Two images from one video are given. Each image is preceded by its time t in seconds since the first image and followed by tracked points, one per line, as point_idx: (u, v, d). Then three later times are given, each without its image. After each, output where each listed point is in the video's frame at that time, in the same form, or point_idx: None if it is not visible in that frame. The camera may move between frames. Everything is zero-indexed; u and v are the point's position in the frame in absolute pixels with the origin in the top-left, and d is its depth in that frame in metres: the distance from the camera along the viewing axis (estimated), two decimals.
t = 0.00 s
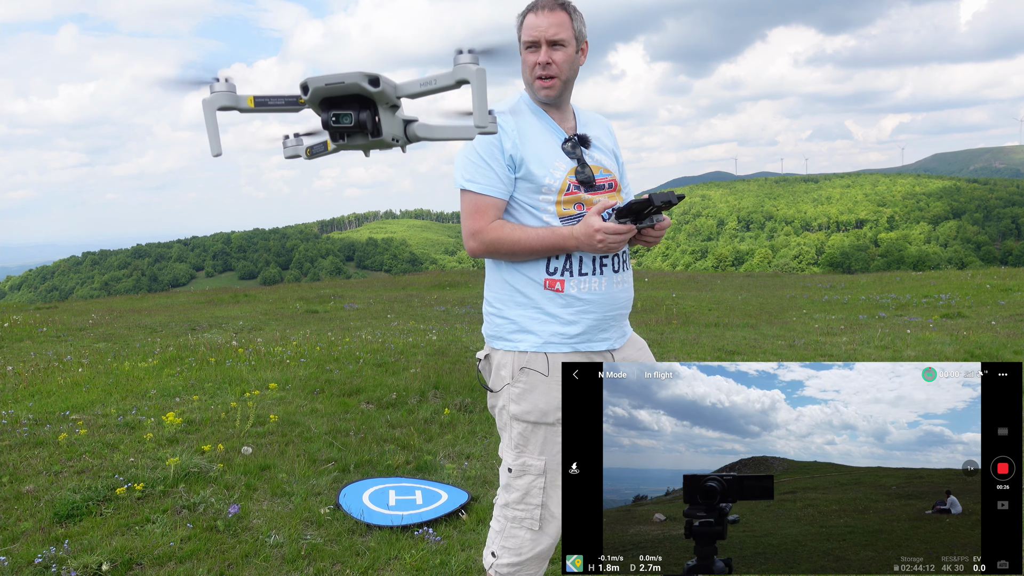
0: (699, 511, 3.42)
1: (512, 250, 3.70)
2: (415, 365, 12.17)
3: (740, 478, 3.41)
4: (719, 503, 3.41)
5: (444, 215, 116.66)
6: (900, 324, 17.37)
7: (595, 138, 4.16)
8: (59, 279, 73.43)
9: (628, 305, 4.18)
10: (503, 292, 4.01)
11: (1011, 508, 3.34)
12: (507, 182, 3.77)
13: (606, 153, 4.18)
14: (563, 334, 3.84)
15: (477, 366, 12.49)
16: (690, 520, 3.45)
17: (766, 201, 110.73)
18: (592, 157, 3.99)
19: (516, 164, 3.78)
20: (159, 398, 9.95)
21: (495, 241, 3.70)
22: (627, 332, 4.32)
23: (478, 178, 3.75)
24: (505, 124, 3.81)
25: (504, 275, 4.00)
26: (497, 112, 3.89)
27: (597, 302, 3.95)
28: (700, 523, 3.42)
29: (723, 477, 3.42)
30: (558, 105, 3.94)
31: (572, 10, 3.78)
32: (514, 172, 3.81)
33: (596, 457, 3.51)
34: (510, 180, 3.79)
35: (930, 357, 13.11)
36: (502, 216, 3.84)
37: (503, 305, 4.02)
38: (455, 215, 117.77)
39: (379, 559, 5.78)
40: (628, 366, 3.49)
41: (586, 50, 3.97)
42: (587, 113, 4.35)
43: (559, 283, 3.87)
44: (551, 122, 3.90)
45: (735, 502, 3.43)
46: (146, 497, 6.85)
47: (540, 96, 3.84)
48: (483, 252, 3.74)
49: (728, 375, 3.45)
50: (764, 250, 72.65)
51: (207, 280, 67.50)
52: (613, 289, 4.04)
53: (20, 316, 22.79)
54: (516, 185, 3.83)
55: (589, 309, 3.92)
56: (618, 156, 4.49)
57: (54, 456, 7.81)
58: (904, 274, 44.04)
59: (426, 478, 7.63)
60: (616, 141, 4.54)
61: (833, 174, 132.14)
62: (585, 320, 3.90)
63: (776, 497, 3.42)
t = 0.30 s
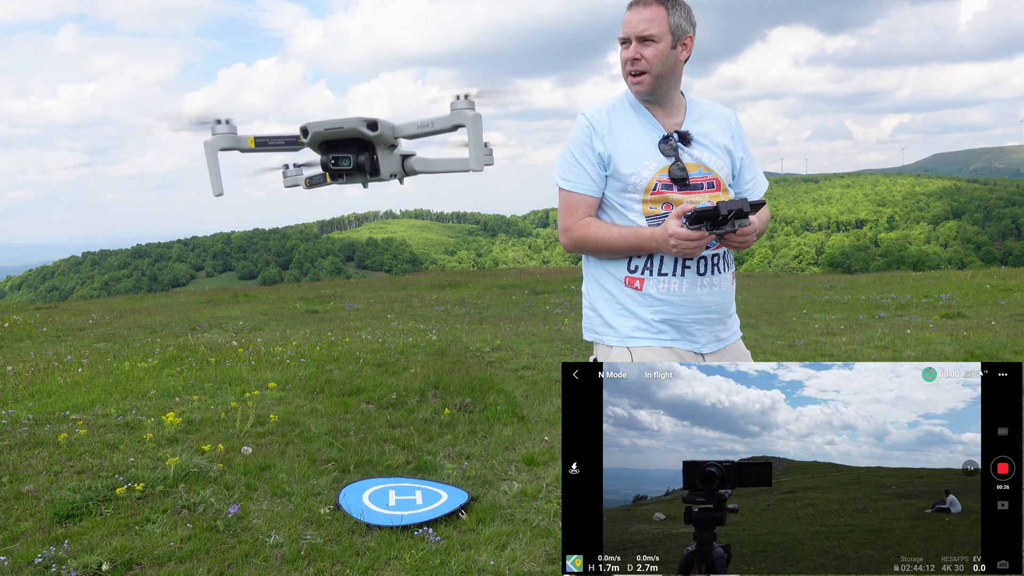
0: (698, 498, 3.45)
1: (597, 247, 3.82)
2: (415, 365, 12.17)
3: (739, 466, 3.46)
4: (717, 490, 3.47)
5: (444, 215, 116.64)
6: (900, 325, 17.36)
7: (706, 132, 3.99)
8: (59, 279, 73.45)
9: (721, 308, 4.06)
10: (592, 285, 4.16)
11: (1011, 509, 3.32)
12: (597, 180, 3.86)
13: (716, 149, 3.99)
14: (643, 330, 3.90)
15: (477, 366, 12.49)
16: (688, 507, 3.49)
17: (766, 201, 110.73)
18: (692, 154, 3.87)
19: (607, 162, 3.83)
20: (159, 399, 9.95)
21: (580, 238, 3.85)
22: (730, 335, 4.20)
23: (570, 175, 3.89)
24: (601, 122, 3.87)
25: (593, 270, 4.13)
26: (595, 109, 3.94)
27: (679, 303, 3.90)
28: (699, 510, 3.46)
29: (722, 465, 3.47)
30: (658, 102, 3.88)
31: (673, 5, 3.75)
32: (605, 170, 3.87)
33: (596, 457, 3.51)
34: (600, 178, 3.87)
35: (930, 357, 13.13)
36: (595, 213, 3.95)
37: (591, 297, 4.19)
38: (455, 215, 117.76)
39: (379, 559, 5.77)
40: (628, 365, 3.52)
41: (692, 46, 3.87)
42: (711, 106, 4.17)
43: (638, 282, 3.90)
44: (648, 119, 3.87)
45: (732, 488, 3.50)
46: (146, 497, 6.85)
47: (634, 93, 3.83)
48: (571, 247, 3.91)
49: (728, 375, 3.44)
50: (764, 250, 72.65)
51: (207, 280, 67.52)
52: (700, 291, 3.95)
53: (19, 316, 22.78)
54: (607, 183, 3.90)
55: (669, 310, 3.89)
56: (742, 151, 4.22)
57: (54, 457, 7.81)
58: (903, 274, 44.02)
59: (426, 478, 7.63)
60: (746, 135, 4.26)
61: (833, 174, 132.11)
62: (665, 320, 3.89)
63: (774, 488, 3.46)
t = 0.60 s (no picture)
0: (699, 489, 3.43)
1: (652, 254, 3.71)
2: (415, 365, 12.18)
3: (739, 459, 3.43)
4: (718, 481, 3.44)
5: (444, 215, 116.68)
6: (899, 325, 17.37)
7: (776, 130, 3.67)
8: (59, 279, 73.51)
9: (791, 318, 3.80)
10: (652, 292, 4.05)
11: (1011, 509, 3.31)
12: (654, 183, 3.74)
13: (787, 150, 3.67)
14: (705, 341, 3.73)
15: (477, 366, 12.50)
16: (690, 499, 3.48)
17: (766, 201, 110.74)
18: (758, 155, 3.60)
19: (665, 165, 3.69)
20: (159, 398, 9.96)
21: (634, 245, 3.77)
22: (800, 346, 3.95)
23: (627, 179, 3.81)
24: (662, 124, 3.72)
25: (652, 276, 4.01)
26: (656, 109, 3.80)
27: (741, 313, 3.69)
28: (700, 501, 3.46)
29: (723, 456, 3.44)
30: (724, 101, 3.65)
31: None
32: (664, 173, 3.73)
33: (596, 457, 3.52)
34: (659, 180, 3.75)
35: (930, 356, 13.14)
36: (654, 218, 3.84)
37: (652, 304, 4.07)
38: (455, 215, 117.79)
39: (379, 559, 5.77)
40: (628, 366, 3.50)
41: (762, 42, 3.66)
42: (787, 103, 3.84)
43: (698, 290, 3.73)
44: (713, 119, 3.64)
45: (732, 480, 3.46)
46: (146, 497, 6.85)
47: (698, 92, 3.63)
48: (627, 253, 3.85)
49: (727, 375, 3.44)
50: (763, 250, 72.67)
51: (207, 280, 67.57)
52: (764, 300, 3.71)
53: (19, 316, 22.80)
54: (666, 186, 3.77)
55: (731, 320, 3.70)
56: (819, 152, 3.86)
57: (54, 457, 7.81)
58: (903, 273, 44.06)
59: (426, 478, 7.63)
60: (824, 134, 3.89)
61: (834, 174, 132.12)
62: (728, 330, 3.71)
63: (774, 486, 3.44)
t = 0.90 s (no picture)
0: (701, 476, 3.46)
1: (701, 262, 3.65)
2: (415, 365, 12.18)
3: (740, 447, 3.49)
4: (720, 469, 3.48)
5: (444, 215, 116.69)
6: (899, 325, 17.37)
7: (830, 128, 3.59)
8: (59, 279, 73.54)
9: (849, 325, 3.70)
10: (703, 303, 4.03)
11: (1012, 509, 3.28)
12: (700, 191, 3.70)
13: (841, 146, 3.58)
14: (757, 351, 3.70)
15: (477, 366, 12.51)
16: (692, 486, 3.49)
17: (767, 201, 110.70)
18: (808, 155, 3.52)
19: (710, 171, 3.65)
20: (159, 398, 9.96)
21: (682, 254, 3.71)
22: (861, 351, 3.83)
23: (672, 187, 3.77)
24: (703, 128, 3.67)
25: (703, 287, 3.98)
26: (700, 114, 3.74)
27: (793, 321, 3.63)
28: (702, 488, 3.46)
29: (724, 444, 3.50)
30: (775, 98, 3.57)
31: None
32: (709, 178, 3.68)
33: (596, 457, 3.53)
34: (705, 187, 3.70)
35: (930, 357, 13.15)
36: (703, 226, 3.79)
37: (705, 315, 4.05)
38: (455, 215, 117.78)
39: (379, 559, 5.77)
40: (628, 366, 3.51)
41: (806, 33, 3.61)
42: (833, 97, 3.75)
43: (749, 300, 3.69)
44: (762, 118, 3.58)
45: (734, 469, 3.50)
46: (146, 497, 6.85)
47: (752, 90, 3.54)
48: (674, 262, 3.79)
49: (727, 375, 3.45)
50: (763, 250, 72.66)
51: (208, 280, 67.62)
52: (820, 308, 3.62)
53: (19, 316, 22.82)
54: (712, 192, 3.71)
55: (784, 329, 3.64)
56: (873, 146, 3.74)
57: (54, 457, 7.81)
58: (903, 273, 44.06)
59: (426, 478, 7.63)
60: (879, 127, 3.77)
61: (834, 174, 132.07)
62: (780, 340, 3.65)
63: (774, 487, 3.47)
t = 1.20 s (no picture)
0: (704, 475, 3.46)
1: (741, 256, 3.72)
2: (415, 365, 12.17)
3: (742, 447, 3.48)
4: (721, 469, 3.48)
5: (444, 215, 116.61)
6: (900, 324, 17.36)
7: (888, 121, 3.29)
8: (59, 279, 73.52)
9: (885, 336, 3.45)
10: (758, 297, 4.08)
11: (1011, 508, 3.25)
12: (749, 183, 3.74)
13: (899, 141, 3.25)
14: (787, 348, 3.73)
15: (477, 366, 12.51)
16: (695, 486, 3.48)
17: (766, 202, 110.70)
18: (859, 152, 3.31)
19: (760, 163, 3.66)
20: (159, 398, 9.96)
21: (727, 246, 3.81)
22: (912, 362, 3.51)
23: (726, 177, 3.84)
24: (759, 120, 3.66)
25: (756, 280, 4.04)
26: (759, 104, 3.72)
27: (819, 325, 3.56)
28: (704, 487, 3.45)
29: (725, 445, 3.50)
30: (837, 88, 3.36)
31: None
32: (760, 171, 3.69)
33: (596, 457, 3.53)
34: (756, 179, 3.72)
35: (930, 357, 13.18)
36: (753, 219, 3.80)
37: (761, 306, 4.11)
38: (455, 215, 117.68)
39: (379, 559, 5.77)
40: (628, 366, 3.50)
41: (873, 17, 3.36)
42: (915, 86, 3.34)
43: (783, 296, 3.72)
44: (818, 111, 3.43)
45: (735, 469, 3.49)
46: (146, 497, 6.85)
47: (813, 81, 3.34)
48: (721, 253, 3.89)
49: (727, 375, 3.45)
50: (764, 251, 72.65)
51: (208, 280, 67.61)
52: (846, 314, 3.49)
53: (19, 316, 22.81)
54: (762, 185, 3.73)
55: (808, 331, 3.61)
56: (955, 141, 3.24)
57: (54, 456, 7.81)
58: (902, 273, 44.05)
59: (426, 478, 7.63)
60: (966, 117, 3.23)
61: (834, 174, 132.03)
62: (805, 340, 3.63)
63: (774, 487, 3.46)
